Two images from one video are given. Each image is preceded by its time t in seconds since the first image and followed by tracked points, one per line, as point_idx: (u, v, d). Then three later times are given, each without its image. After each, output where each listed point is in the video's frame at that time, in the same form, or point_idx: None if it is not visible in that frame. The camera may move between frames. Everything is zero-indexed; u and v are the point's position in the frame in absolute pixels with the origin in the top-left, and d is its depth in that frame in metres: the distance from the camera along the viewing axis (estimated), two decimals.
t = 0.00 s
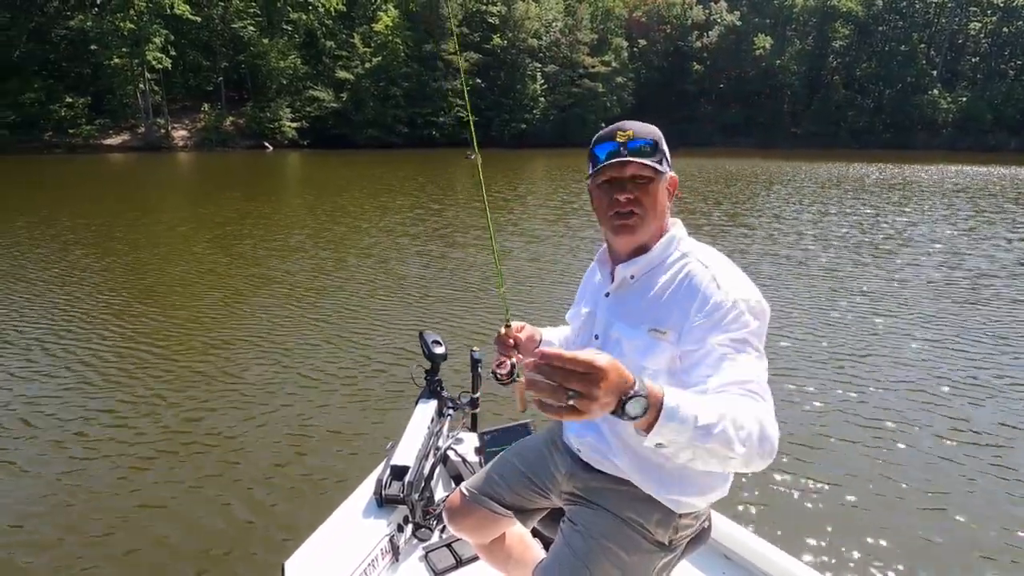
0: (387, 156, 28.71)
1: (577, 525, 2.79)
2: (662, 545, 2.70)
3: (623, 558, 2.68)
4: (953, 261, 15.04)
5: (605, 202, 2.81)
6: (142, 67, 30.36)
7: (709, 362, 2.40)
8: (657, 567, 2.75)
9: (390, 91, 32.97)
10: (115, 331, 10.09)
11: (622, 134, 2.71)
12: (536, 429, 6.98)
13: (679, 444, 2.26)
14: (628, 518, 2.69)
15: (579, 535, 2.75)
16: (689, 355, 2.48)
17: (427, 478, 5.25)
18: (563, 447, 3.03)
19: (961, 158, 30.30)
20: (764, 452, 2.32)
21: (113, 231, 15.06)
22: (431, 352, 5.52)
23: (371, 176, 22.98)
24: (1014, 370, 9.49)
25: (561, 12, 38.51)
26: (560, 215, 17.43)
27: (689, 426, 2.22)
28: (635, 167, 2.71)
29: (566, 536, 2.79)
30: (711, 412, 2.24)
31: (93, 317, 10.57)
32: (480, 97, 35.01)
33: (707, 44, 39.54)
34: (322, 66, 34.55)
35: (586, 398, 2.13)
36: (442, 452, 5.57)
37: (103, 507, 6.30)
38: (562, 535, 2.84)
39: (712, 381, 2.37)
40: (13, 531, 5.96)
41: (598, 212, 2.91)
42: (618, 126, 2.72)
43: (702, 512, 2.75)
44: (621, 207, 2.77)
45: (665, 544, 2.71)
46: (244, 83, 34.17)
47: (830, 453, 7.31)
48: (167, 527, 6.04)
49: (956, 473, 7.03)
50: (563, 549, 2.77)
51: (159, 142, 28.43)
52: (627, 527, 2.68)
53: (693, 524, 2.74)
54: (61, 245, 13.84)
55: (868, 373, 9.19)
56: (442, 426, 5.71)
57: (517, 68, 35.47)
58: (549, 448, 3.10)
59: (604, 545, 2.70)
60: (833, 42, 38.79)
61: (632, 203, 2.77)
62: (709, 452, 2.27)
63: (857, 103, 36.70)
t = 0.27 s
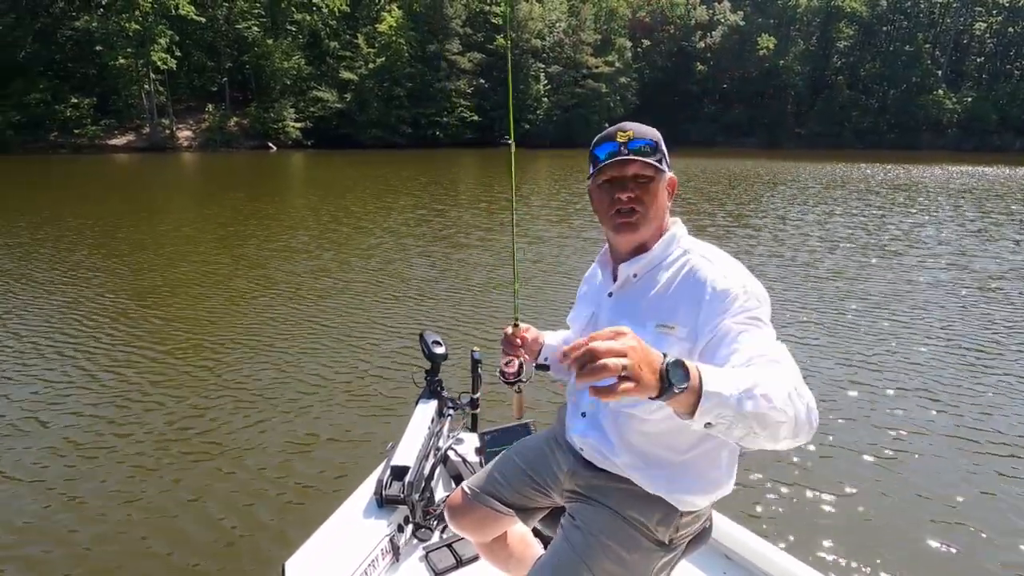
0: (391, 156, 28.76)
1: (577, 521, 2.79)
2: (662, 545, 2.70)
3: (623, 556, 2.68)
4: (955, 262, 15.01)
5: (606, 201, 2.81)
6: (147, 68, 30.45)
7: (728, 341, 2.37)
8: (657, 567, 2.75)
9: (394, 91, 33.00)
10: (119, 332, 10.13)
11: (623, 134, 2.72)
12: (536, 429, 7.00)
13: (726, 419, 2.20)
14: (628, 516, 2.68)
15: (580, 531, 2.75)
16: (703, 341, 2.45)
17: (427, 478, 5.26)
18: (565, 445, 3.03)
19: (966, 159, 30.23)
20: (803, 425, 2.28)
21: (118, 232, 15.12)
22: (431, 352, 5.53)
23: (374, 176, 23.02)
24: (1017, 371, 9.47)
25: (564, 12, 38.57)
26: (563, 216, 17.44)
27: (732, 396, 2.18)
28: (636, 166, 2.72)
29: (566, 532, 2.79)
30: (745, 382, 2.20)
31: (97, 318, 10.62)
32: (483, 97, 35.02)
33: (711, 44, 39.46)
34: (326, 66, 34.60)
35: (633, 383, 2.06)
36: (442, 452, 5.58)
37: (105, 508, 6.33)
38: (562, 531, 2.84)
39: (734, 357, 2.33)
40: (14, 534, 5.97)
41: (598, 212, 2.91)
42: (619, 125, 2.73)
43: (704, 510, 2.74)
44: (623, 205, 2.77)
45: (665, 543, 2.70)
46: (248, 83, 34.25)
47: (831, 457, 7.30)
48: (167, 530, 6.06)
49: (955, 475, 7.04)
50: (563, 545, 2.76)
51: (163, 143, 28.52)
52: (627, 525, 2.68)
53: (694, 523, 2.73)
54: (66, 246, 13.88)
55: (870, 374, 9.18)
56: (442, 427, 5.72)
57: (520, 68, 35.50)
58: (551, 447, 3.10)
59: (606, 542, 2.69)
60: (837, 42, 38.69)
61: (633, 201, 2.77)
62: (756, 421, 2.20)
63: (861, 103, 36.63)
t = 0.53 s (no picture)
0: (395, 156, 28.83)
1: (576, 519, 2.78)
2: (662, 545, 2.68)
3: (622, 555, 2.67)
4: (959, 262, 14.97)
5: (606, 203, 2.80)
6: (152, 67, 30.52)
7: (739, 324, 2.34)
8: (657, 567, 2.74)
9: (397, 90, 33.00)
10: (123, 333, 10.16)
11: (621, 134, 2.71)
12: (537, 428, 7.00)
13: (762, 396, 2.10)
14: (628, 517, 2.66)
15: (579, 529, 2.74)
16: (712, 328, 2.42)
17: (427, 478, 5.26)
18: (565, 445, 3.01)
19: (971, 159, 30.14)
20: (835, 391, 2.20)
21: (122, 232, 15.15)
22: (431, 352, 5.54)
23: (378, 175, 23.06)
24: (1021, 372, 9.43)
25: (567, 11, 38.59)
26: (565, 215, 17.44)
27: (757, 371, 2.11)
28: (635, 166, 2.71)
29: (564, 531, 2.78)
30: (763, 359, 2.14)
31: (101, 318, 10.65)
32: (487, 97, 35.02)
33: (716, 43, 39.34)
34: (330, 66, 34.62)
35: (684, 378, 1.96)
36: (442, 452, 5.58)
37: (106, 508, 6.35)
38: (561, 530, 2.83)
39: (744, 337, 2.29)
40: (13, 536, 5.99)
41: (598, 215, 2.90)
42: (616, 126, 2.72)
43: (705, 510, 2.72)
44: (624, 205, 2.76)
45: (664, 544, 2.69)
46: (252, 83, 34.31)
47: (833, 460, 7.26)
48: (167, 530, 6.08)
49: (959, 477, 7.00)
50: (561, 543, 2.76)
51: (167, 142, 28.59)
52: (628, 526, 2.66)
53: (694, 524, 2.72)
54: (70, 246, 13.92)
55: (873, 375, 9.14)
56: (442, 427, 5.72)
57: (524, 68, 35.52)
58: (551, 447, 3.08)
59: (606, 539, 2.68)
60: (842, 42, 38.60)
61: (633, 200, 2.76)
62: (792, 395, 2.12)
63: (865, 103, 36.56)
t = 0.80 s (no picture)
0: (399, 155, 28.86)
1: (576, 520, 2.77)
2: (662, 546, 2.68)
3: (621, 557, 2.66)
4: (963, 262, 14.91)
5: (601, 204, 2.78)
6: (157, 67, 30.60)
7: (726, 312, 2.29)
8: (657, 567, 2.72)
9: (401, 90, 33.01)
10: (126, 329, 10.18)
11: (613, 136, 2.71)
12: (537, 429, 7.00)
13: (766, 378, 2.12)
14: (628, 517, 2.65)
15: (579, 531, 2.72)
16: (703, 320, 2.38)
17: (427, 478, 5.26)
18: (566, 444, 3.00)
19: (978, 159, 30.00)
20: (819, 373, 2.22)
21: (125, 232, 15.18)
22: (431, 352, 5.53)
23: (381, 175, 23.09)
24: None
25: (572, 11, 38.58)
26: (569, 215, 17.43)
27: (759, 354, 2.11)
28: (628, 167, 2.70)
29: (564, 531, 2.77)
30: (770, 339, 2.16)
31: (105, 315, 10.68)
32: (491, 97, 35.03)
33: (719, 42, 39.45)
34: (334, 66, 34.69)
35: (698, 373, 1.91)
36: (442, 452, 5.58)
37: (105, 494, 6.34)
38: (560, 529, 2.82)
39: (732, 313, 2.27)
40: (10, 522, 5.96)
41: (594, 217, 2.88)
42: (609, 127, 2.72)
43: (705, 511, 2.72)
44: (619, 206, 2.74)
45: (665, 545, 2.68)
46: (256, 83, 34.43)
47: (836, 461, 7.21)
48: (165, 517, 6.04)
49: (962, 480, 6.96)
50: (561, 544, 2.74)
51: (172, 141, 28.71)
52: (627, 526, 2.65)
53: (694, 524, 2.71)
54: (74, 246, 13.97)
55: (876, 376, 9.11)
56: (442, 427, 5.73)
57: (527, 67, 35.55)
58: (551, 448, 3.07)
59: (605, 541, 2.66)
60: (847, 41, 38.52)
61: (627, 202, 2.74)
62: (789, 379, 2.15)
63: (870, 102, 36.47)
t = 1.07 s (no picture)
0: (402, 156, 28.89)
1: (576, 521, 2.75)
2: (662, 547, 2.66)
3: (622, 558, 2.64)
4: (967, 263, 14.85)
5: (600, 205, 2.77)
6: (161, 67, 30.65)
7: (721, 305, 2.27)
8: (657, 567, 2.71)
9: (404, 90, 33.02)
10: (130, 330, 10.21)
11: (610, 136, 2.69)
12: (538, 428, 7.00)
13: (756, 365, 2.14)
14: (628, 519, 2.64)
15: (580, 533, 2.70)
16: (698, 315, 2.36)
17: (427, 478, 5.25)
18: (565, 445, 2.99)
19: (982, 159, 29.89)
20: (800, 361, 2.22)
21: (129, 232, 15.23)
22: (431, 352, 5.53)
23: (384, 176, 23.13)
24: None
25: (575, 11, 38.57)
26: (571, 215, 17.43)
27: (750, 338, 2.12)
28: (625, 167, 2.67)
29: (564, 532, 2.75)
30: (760, 325, 2.16)
31: (109, 315, 10.71)
32: (494, 97, 35.02)
33: (722, 43, 39.38)
34: (337, 66, 34.73)
35: (693, 356, 1.92)
36: (442, 452, 5.57)
37: (105, 495, 6.34)
38: (560, 531, 2.81)
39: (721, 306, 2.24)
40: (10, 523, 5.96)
41: (592, 216, 2.87)
42: (605, 128, 2.70)
43: (705, 511, 2.71)
44: (617, 207, 2.73)
45: (665, 546, 2.67)
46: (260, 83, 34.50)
47: (838, 463, 7.17)
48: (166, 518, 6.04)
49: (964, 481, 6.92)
50: (561, 546, 2.72)
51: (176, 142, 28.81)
52: (627, 528, 2.64)
53: (694, 525, 2.70)
54: (78, 246, 14.00)
55: (880, 377, 9.08)
56: (442, 427, 5.73)
57: (531, 68, 35.54)
58: (551, 449, 3.05)
59: (605, 542, 2.64)
60: (851, 41, 38.40)
61: (624, 203, 2.73)
62: (778, 365, 2.17)
63: (874, 103, 36.44)
